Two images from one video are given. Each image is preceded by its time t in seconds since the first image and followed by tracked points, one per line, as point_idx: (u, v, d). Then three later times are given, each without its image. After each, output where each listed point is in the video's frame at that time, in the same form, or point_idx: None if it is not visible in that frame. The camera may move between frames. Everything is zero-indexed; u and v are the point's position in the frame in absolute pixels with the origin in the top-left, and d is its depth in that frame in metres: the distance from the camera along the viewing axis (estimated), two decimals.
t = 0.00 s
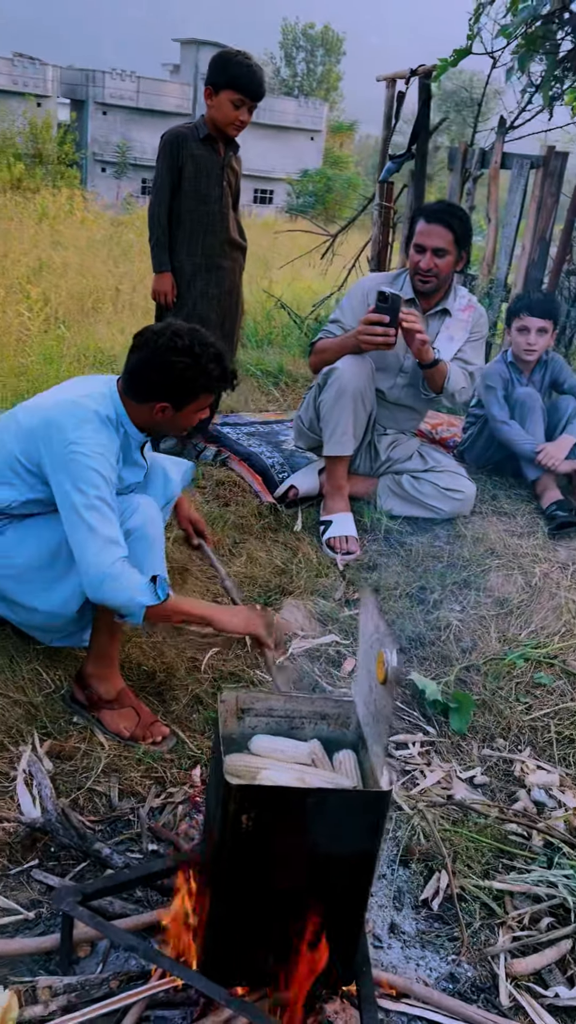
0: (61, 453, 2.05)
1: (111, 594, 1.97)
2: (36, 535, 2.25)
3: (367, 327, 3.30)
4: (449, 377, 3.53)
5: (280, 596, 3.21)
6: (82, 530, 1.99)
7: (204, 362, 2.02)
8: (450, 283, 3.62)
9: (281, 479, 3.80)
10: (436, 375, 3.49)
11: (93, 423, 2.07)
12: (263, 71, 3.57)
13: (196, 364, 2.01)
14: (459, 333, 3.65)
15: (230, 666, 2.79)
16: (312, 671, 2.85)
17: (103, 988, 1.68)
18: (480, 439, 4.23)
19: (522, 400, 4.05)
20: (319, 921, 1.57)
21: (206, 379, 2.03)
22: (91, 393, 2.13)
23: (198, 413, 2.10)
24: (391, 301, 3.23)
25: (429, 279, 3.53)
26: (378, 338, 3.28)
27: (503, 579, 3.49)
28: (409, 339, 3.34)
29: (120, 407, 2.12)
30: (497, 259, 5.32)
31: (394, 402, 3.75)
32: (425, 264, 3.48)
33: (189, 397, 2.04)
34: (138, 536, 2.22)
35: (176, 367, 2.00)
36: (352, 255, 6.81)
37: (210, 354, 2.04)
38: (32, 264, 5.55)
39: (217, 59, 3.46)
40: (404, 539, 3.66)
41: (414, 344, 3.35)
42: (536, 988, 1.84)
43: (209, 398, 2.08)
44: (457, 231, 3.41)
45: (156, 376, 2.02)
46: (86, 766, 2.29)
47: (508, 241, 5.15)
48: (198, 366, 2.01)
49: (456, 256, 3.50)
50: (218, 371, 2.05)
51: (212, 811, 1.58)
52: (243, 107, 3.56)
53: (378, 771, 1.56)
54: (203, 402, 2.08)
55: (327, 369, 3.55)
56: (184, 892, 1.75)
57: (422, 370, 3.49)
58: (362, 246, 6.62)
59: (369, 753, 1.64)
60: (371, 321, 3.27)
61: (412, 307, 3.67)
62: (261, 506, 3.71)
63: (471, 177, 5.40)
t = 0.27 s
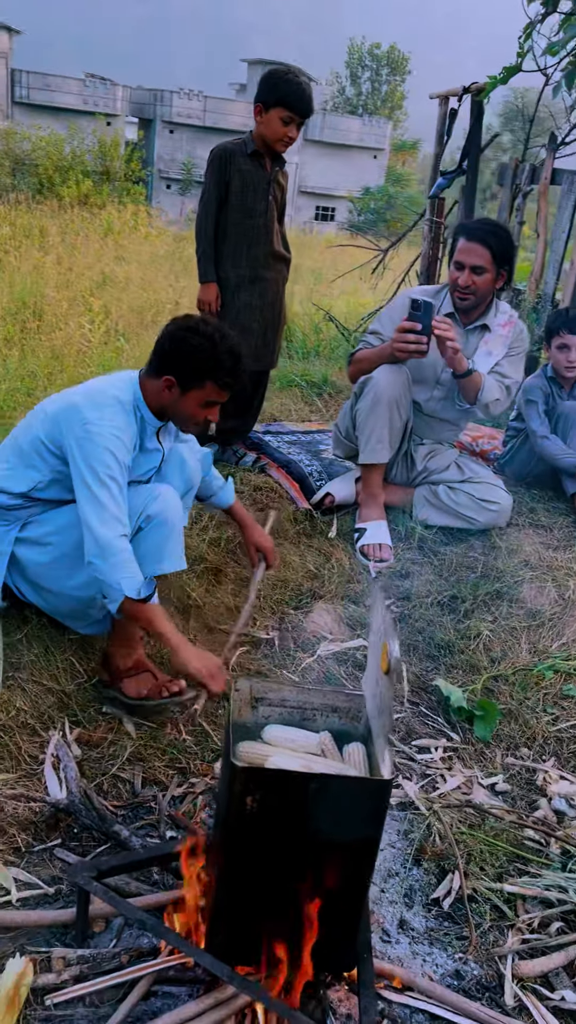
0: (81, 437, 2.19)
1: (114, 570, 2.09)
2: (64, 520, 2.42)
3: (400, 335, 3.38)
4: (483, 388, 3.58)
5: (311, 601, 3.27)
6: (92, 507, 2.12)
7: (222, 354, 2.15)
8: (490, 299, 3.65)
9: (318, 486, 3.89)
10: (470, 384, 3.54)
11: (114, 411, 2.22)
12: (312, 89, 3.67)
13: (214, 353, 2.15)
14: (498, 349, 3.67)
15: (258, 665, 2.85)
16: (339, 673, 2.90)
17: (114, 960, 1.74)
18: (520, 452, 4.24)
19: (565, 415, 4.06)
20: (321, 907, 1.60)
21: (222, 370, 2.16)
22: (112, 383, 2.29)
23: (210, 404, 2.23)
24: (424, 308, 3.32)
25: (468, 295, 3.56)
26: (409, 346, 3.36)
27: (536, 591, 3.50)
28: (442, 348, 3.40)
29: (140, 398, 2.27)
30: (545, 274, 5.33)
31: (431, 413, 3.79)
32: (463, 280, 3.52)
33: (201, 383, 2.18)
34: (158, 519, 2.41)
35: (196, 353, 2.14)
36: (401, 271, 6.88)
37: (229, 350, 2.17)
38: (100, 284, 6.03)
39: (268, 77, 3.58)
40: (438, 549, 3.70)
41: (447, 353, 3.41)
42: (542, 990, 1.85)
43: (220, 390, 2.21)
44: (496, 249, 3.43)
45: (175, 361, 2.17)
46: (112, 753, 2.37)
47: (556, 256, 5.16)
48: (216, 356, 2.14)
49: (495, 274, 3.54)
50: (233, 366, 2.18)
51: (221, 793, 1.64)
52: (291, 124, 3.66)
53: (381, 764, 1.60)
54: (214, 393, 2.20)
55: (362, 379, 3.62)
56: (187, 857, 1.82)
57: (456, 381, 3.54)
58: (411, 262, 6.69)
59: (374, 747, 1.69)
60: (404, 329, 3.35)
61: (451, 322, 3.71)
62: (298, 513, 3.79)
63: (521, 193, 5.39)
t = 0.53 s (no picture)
0: (109, 435, 2.34)
1: (119, 564, 2.20)
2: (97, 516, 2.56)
3: (428, 349, 3.51)
4: (510, 403, 3.66)
5: (336, 605, 3.35)
6: (107, 500, 2.25)
7: (253, 385, 2.27)
8: (524, 317, 3.69)
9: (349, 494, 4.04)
10: (498, 400, 3.63)
11: (143, 414, 2.37)
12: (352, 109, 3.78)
13: (244, 380, 2.26)
14: (529, 366, 3.72)
15: (281, 664, 2.95)
16: (359, 675, 2.97)
17: (121, 930, 1.84)
18: (554, 465, 4.26)
19: None
20: (314, 887, 1.68)
21: (247, 397, 2.28)
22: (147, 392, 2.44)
23: (231, 426, 2.37)
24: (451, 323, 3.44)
25: (501, 313, 3.61)
26: (436, 361, 3.49)
27: (562, 604, 3.53)
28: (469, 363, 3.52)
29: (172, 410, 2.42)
30: None
31: (461, 426, 3.89)
32: (496, 299, 3.58)
33: (226, 404, 2.31)
34: (184, 517, 2.54)
35: (229, 376, 2.27)
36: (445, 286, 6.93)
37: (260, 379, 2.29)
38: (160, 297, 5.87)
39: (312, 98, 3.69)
40: (467, 559, 3.75)
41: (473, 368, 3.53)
42: (535, 985, 1.89)
43: (241, 417, 2.34)
44: (531, 270, 3.46)
45: (212, 379, 2.30)
46: (134, 741, 2.48)
47: None
48: (245, 385, 2.26)
49: (529, 294, 3.58)
50: (260, 398, 2.29)
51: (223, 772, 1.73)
52: (333, 143, 3.76)
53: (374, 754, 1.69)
54: (235, 417, 2.34)
55: (392, 389, 3.75)
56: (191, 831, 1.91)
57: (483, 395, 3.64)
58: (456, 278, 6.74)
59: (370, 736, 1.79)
60: (432, 343, 3.47)
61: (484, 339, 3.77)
62: (330, 521, 3.88)
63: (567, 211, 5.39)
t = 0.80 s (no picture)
0: (135, 451, 2.50)
1: (128, 573, 2.31)
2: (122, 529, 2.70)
3: (453, 370, 3.68)
4: (535, 423, 3.74)
5: (357, 618, 3.43)
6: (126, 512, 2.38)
7: (272, 403, 2.40)
8: (551, 338, 3.75)
9: (375, 505, 4.13)
10: (522, 420, 3.71)
11: (168, 432, 2.53)
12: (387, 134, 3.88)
13: (264, 398, 2.40)
14: (556, 386, 3.77)
15: (300, 672, 3.03)
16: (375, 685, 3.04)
17: (127, 917, 1.93)
18: None
19: None
20: (308, 882, 1.75)
21: (267, 415, 2.40)
22: (177, 414, 2.60)
23: (251, 444, 2.49)
24: (476, 348, 3.62)
25: (527, 333, 3.68)
26: (461, 382, 3.66)
27: None
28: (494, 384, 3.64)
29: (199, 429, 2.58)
30: None
31: (486, 443, 3.96)
32: (522, 320, 3.66)
33: (246, 421, 2.44)
34: (205, 531, 2.66)
35: (250, 394, 2.41)
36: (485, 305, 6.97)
37: (280, 399, 2.42)
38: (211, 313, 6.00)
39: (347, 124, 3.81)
40: (491, 575, 3.79)
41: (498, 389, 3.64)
42: (528, 990, 1.93)
43: (261, 436, 2.46)
44: (556, 291, 3.54)
45: (234, 397, 2.45)
46: (153, 740, 2.58)
47: None
48: (265, 403, 2.39)
49: (555, 315, 3.64)
50: (279, 417, 2.41)
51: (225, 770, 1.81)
52: (368, 167, 3.88)
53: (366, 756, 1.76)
54: (255, 436, 2.46)
55: (418, 406, 3.89)
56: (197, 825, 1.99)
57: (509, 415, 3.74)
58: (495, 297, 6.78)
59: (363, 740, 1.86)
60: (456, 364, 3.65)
61: (511, 359, 3.83)
62: (356, 535, 3.96)
63: None
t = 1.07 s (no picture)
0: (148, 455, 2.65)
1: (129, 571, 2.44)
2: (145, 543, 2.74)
3: (479, 386, 3.74)
4: (560, 440, 3.77)
5: (377, 628, 3.47)
6: (135, 511, 2.56)
7: (275, 416, 2.45)
8: None
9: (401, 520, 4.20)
10: (547, 438, 3.74)
11: (182, 438, 2.66)
12: (418, 152, 3.95)
13: (267, 412, 2.46)
14: None
15: (317, 680, 3.08)
16: (390, 696, 3.07)
17: (130, 910, 2.00)
18: None
19: None
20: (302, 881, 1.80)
21: (270, 428, 2.46)
22: (193, 423, 2.70)
23: (259, 456, 2.55)
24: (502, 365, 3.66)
25: (554, 350, 3.68)
26: (487, 397, 3.70)
27: None
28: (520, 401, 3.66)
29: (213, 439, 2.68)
30: None
31: (512, 459, 3.98)
32: (548, 336, 3.65)
33: (252, 434, 2.51)
34: (226, 546, 2.69)
35: (255, 407, 2.48)
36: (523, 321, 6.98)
37: (285, 412, 2.47)
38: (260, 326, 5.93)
39: (378, 144, 3.88)
40: (514, 590, 3.80)
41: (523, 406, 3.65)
42: (523, 1000, 1.94)
43: (266, 448, 2.51)
44: None
45: (241, 410, 2.52)
46: (167, 742, 2.66)
47: None
48: (268, 416, 2.46)
49: None
50: (283, 429, 2.46)
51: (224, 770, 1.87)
52: (399, 185, 3.94)
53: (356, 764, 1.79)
54: (261, 447, 2.52)
55: (444, 421, 3.95)
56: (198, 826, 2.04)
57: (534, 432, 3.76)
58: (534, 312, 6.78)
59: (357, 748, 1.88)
60: (482, 381, 3.70)
61: (538, 375, 3.84)
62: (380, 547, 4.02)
63: None
